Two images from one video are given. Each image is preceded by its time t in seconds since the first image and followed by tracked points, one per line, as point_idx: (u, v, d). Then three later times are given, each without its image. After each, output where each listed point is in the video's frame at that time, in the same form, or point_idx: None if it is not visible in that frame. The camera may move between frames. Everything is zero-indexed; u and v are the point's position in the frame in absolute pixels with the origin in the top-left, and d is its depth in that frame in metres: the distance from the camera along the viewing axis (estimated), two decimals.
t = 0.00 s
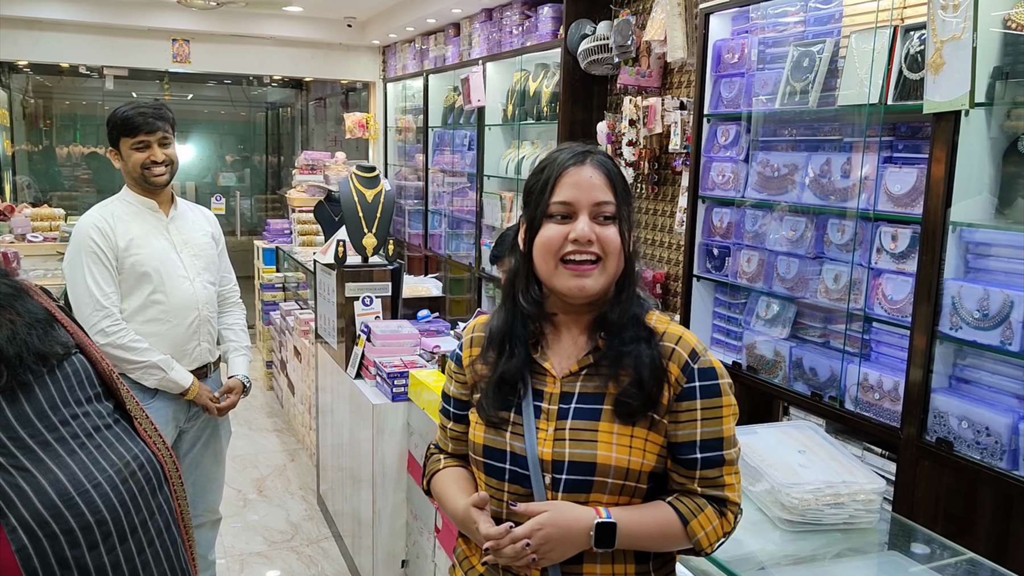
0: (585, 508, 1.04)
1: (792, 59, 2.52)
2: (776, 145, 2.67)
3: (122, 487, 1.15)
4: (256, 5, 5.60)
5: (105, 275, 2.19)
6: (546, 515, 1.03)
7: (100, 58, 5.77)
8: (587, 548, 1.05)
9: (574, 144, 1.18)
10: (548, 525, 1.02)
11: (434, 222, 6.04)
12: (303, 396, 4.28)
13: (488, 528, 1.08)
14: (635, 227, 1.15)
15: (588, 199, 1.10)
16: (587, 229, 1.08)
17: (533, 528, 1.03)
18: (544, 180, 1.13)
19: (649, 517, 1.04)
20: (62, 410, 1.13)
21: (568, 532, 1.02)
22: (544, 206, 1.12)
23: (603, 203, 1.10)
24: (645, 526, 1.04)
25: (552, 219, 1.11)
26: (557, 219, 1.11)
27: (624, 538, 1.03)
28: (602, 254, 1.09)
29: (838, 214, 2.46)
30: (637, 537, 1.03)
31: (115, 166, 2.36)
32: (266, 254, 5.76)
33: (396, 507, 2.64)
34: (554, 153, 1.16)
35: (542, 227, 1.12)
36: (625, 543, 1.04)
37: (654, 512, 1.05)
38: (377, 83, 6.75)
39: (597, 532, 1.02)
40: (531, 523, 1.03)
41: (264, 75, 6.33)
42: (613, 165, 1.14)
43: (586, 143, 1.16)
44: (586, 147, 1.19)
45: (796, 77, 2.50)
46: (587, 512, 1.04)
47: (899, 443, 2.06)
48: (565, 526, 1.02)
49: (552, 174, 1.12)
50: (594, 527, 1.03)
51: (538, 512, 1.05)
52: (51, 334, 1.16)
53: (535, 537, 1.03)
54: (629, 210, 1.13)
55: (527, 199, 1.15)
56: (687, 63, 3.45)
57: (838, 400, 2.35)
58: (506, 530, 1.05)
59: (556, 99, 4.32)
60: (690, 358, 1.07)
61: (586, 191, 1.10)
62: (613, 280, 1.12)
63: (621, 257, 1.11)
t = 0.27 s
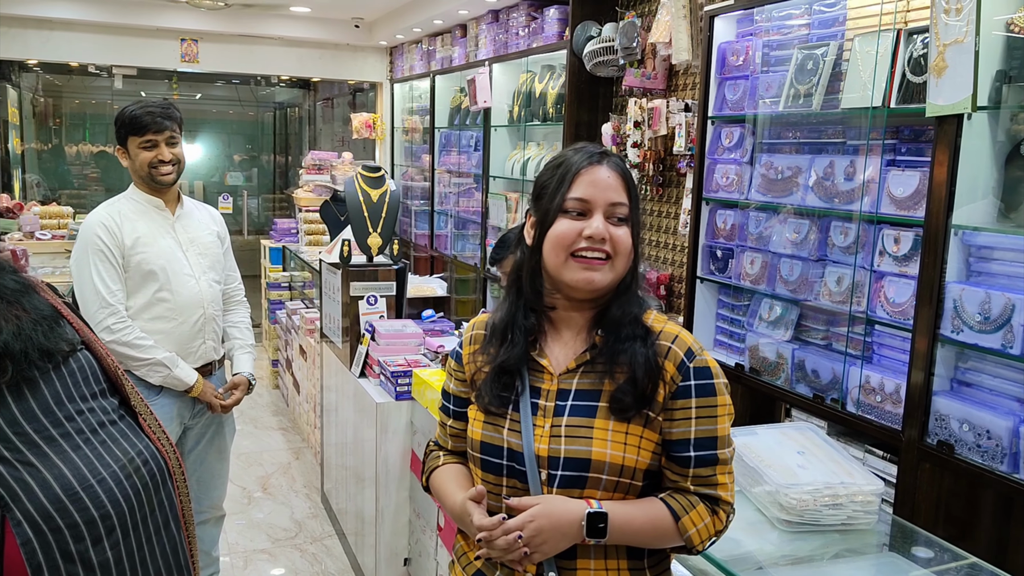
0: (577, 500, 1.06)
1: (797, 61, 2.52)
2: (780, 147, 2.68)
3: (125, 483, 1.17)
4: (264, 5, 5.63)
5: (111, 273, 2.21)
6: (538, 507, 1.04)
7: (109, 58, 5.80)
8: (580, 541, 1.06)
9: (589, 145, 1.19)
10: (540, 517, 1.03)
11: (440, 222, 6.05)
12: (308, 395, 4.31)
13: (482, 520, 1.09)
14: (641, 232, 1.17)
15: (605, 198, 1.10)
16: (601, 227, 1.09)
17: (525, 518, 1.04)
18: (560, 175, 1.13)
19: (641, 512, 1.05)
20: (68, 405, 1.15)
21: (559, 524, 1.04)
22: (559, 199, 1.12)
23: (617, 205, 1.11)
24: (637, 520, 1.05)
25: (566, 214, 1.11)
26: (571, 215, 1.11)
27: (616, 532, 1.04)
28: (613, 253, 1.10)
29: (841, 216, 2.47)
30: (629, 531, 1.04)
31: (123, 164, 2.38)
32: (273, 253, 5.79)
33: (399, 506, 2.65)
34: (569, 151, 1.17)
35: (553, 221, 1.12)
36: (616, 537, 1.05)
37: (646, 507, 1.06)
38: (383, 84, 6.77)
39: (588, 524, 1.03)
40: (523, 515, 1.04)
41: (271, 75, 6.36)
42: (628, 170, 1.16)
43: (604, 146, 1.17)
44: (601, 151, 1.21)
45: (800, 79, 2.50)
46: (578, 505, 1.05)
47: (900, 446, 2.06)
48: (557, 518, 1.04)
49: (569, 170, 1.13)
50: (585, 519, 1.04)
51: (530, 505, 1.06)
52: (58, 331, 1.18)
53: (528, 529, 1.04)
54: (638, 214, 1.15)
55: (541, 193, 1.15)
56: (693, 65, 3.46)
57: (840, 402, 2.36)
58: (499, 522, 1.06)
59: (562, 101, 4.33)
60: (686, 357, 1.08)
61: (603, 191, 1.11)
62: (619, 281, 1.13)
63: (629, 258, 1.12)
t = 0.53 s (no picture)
0: (588, 500, 1.06)
1: (801, 63, 2.52)
2: (785, 149, 2.68)
3: (131, 484, 1.18)
4: (270, 9, 5.66)
5: (118, 275, 2.22)
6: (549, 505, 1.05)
7: (116, 61, 5.85)
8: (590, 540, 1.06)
9: (591, 147, 1.18)
10: (553, 515, 1.04)
11: (446, 225, 6.05)
12: (313, 397, 4.32)
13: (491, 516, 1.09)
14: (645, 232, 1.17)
15: (611, 203, 1.11)
16: (608, 232, 1.10)
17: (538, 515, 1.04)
18: (566, 179, 1.13)
19: (650, 510, 1.06)
20: (74, 407, 1.16)
21: (571, 521, 1.04)
22: (565, 205, 1.12)
23: (623, 208, 1.12)
24: (646, 519, 1.05)
25: (573, 220, 1.12)
26: (578, 221, 1.11)
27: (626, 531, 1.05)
28: (620, 258, 1.11)
29: (846, 218, 2.47)
30: (638, 530, 1.05)
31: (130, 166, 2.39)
32: (279, 255, 5.81)
33: (404, 508, 2.66)
34: (571, 154, 1.16)
35: (559, 226, 1.12)
36: (627, 536, 1.05)
37: (655, 506, 1.06)
38: (389, 87, 6.79)
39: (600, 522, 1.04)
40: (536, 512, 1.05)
41: (277, 78, 6.39)
42: (632, 172, 1.16)
43: (607, 149, 1.17)
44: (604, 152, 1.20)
45: (804, 81, 2.51)
46: (589, 504, 1.05)
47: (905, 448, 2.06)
48: (569, 515, 1.04)
49: (574, 175, 1.12)
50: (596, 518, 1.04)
51: (542, 503, 1.06)
52: (64, 333, 1.19)
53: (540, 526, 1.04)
54: (642, 216, 1.16)
55: (546, 198, 1.15)
56: (697, 67, 3.46)
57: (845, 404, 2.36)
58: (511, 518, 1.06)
59: (567, 103, 4.34)
60: (693, 356, 1.09)
61: (609, 196, 1.11)
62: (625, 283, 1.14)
63: (635, 261, 1.13)
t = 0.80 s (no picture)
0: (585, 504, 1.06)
1: (794, 68, 2.53)
2: (778, 154, 2.69)
3: (123, 489, 1.17)
4: (265, 12, 5.65)
5: (111, 279, 2.21)
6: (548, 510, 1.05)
7: (109, 64, 5.83)
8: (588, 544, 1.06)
9: (588, 152, 1.19)
10: (551, 518, 1.04)
11: (440, 228, 6.05)
12: (307, 401, 4.31)
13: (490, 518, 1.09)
14: (637, 238, 1.15)
15: (584, 206, 1.10)
16: (576, 234, 1.09)
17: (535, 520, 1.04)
18: (550, 183, 1.15)
19: (647, 514, 1.06)
20: (66, 411, 1.15)
21: (569, 526, 1.04)
22: (544, 207, 1.14)
23: (598, 212, 1.11)
24: (643, 522, 1.05)
25: (550, 221, 1.14)
26: (553, 222, 1.13)
27: (623, 536, 1.05)
28: (588, 261, 1.10)
29: (839, 223, 2.48)
30: (635, 534, 1.05)
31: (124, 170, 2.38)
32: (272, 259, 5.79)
33: (398, 512, 2.65)
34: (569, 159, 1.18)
35: (540, 228, 1.15)
36: (624, 539, 1.05)
37: (652, 510, 1.06)
38: (383, 90, 6.79)
39: (598, 527, 1.04)
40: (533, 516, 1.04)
41: (272, 81, 6.38)
42: (621, 176, 1.14)
43: (599, 153, 1.17)
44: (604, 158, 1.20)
45: (798, 86, 2.52)
46: (587, 508, 1.05)
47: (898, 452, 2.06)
48: (567, 520, 1.04)
49: (557, 179, 1.15)
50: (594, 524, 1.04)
51: (540, 507, 1.06)
52: (56, 338, 1.18)
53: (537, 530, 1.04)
54: (628, 222, 1.13)
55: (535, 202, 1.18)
56: (691, 71, 3.48)
57: (838, 408, 2.37)
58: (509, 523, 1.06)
59: (561, 107, 4.34)
60: (689, 361, 1.09)
61: (583, 198, 1.11)
62: (600, 287, 1.12)
63: (611, 265, 1.11)
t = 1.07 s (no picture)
0: (588, 505, 1.05)
1: (799, 67, 2.52)
2: (783, 153, 2.68)
3: (125, 486, 1.17)
4: (267, 9, 5.65)
5: (114, 276, 2.21)
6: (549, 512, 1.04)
7: (111, 60, 5.82)
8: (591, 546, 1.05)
9: (602, 152, 1.18)
10: (552, 519, 1.03)
11: (442, 227, 6.04)
12: (309, 399, 4.30)
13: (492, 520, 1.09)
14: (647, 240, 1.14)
15: (600, 208, 1.10)
16: (592, 236, 1.09)
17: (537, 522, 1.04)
18: (565, 182, 1.14)
19: (650, 514, 1.05)
20: (68, 409, 1.15)
21: (570, 527, 1.03)
22: (558, 206, 1.13)
23: (614, 215, 1.10)
24: (646, 524, 1.04)
25: (563, 221, 1.13)
26: (568, 222, 1.12)
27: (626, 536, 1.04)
28: (604, 263, 1.09)
29: (844, 222, 2.47)
30: (638, 535, 1.04)
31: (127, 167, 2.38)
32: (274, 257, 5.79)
33: (400, 511, 2.65)
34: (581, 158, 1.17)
35: (553, 227, 1.14)
36: (627, 539, 1.04)
37: (655, 510, 1.06)
38: (385, 88, 6.78)
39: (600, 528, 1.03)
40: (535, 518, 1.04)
41: (274, 78, 6.37)
42: (637, 179, 1.14)
43: (615, 154, 1.16)
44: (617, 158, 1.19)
45: (803, 85, 2.51)
46: (589, 509, 1.05)
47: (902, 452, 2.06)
48: (568, 521, 1.03)
49: (572, 178, 1.14)
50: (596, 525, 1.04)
51: (542, 508, 1.05)
52: (59, 335, 1.17)
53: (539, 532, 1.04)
54: (641, 225, 1.13)
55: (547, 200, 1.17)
56: (695, 70, 3.46)
57: (843, 408, 2.36)
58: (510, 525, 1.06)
59: (564, 105, 4.33)
60: (695, 362, 1.08)
61: (600, 201, 1.10)
62: (613, 289, 1.11)
63: (625, 268, 1.11)
